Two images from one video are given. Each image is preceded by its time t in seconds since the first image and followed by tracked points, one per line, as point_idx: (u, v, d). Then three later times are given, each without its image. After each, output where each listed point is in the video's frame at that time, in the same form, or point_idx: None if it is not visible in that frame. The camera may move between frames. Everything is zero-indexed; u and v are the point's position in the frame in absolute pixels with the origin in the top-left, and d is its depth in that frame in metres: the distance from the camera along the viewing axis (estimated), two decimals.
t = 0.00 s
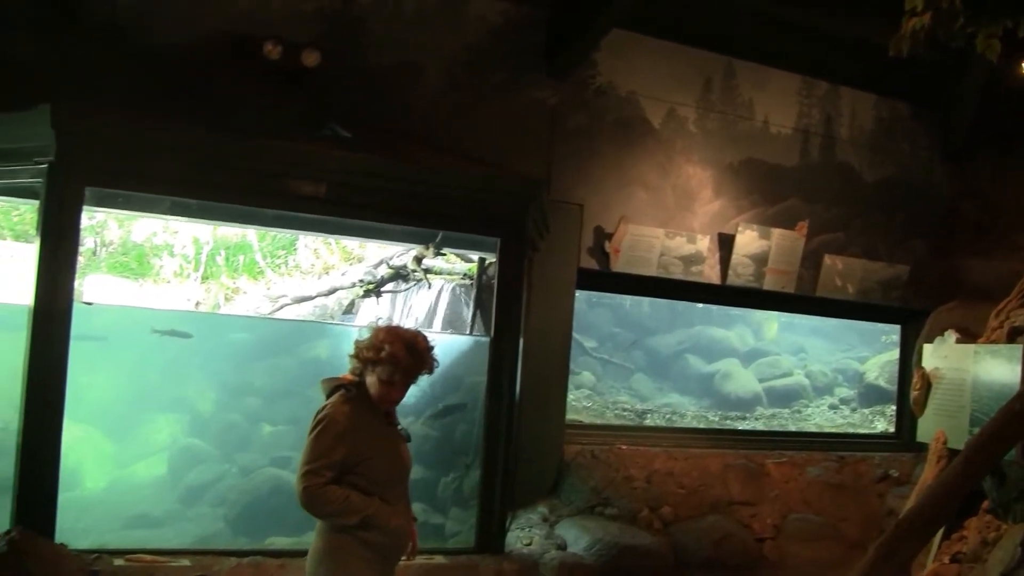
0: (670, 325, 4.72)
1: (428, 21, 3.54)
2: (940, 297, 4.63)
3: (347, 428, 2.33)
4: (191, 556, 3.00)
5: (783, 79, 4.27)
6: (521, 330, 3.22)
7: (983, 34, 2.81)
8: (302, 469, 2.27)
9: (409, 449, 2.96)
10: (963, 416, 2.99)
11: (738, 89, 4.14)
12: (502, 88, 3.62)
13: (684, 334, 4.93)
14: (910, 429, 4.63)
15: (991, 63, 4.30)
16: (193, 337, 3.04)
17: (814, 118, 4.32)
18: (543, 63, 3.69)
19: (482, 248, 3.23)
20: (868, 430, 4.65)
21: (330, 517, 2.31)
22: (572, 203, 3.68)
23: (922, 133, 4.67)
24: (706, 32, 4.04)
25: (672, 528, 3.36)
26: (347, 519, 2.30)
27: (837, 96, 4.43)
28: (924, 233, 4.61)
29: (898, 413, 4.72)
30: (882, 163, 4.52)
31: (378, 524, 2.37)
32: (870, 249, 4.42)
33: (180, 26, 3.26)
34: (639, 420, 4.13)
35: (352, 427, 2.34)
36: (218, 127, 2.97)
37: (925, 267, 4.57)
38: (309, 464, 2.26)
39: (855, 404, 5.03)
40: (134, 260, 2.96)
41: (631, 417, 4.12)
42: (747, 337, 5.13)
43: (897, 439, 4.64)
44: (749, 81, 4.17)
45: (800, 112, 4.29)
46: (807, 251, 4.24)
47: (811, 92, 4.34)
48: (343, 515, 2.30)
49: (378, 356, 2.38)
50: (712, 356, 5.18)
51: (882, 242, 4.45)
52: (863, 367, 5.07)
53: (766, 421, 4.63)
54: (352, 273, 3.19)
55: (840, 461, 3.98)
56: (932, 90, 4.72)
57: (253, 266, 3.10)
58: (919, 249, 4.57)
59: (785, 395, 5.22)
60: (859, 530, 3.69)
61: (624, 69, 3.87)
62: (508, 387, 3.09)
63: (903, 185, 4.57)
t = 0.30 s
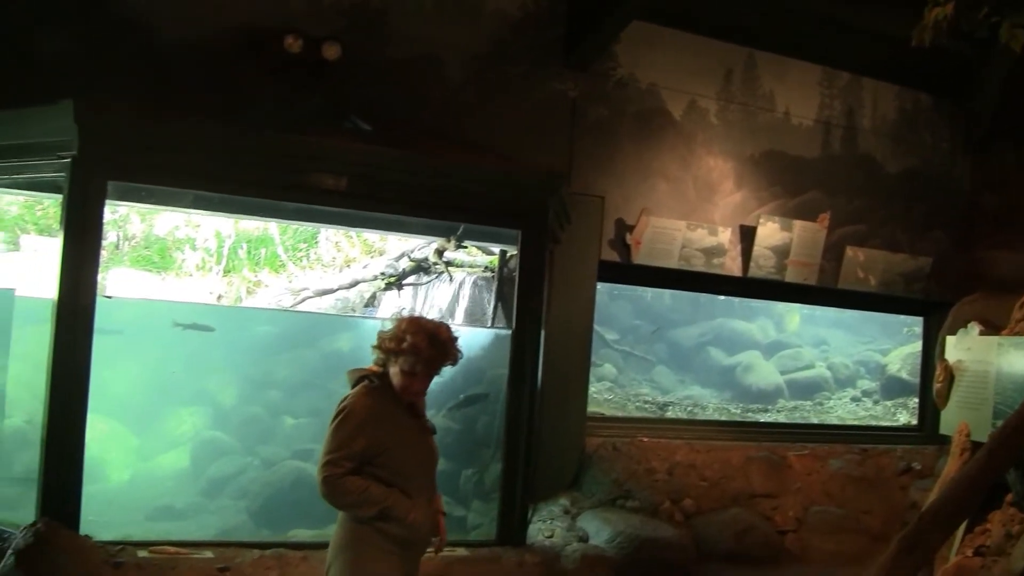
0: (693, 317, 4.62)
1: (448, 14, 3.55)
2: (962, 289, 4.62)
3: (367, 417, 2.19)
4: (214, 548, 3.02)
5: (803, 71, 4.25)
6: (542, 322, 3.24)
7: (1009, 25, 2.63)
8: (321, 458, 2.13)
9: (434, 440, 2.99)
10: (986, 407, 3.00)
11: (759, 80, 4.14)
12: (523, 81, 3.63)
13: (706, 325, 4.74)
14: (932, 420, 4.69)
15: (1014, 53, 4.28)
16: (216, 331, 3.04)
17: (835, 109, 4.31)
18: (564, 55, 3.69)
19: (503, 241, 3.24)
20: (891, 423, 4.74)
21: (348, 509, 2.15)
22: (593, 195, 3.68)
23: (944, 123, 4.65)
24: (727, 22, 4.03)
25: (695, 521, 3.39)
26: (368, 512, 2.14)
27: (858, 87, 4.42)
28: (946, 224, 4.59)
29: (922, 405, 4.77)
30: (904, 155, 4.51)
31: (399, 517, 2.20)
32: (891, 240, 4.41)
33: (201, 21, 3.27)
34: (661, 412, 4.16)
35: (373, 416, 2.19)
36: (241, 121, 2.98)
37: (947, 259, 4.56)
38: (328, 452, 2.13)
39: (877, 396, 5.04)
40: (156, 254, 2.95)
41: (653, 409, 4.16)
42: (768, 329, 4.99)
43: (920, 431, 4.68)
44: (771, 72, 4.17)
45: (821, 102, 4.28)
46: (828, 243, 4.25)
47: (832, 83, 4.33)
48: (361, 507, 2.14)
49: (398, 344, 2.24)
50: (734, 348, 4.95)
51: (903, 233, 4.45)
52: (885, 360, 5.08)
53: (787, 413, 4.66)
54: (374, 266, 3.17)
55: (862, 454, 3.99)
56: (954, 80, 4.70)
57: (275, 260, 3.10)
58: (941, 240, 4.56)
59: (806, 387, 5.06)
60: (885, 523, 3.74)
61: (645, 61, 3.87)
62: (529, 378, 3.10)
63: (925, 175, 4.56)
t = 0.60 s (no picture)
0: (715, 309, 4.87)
1: (470, 6, 3.55)
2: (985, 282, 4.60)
3: (388, 409, 2.09)
4: (240, 540, 3.00)
5: (825, 62, 4.24)
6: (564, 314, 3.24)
7: None
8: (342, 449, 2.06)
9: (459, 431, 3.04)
10: (1014, 399, 3.16)
11: (782, 71, 4.13)
12: (545, 72, 3.63)
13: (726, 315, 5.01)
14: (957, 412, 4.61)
15: None
16: (238, 324, 3.11)
17: (858, 100, 4.30)
18: (585, 48, 3.69)
19: (525, 234, 3.25)
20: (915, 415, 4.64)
21: (367, 502, 2.06)
22: (615, 187, 3.68)
23: (967, 114, 4.64)
24: (749, 13, 4.02)
25: (717, 513, 3.40)
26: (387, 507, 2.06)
27: (881, 79, 4.41)
28: (970, 216, 4.58)
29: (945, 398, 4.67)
30: (928, 146, 4.50)
31: (419, 512, 2.10)
32: (915, 232, 4.40)
33: (224, 14, 3.28)
34: (683, 404, 4.14)
35: (394, 409, 2.09)
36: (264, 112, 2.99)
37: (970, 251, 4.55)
38: (348, 445, 2.05)
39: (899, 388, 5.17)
40: (179, 248, 2.95)
41: (675, 402, 4.17)
42: (791, 322, 5.40)
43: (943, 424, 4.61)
44: (793, 63, 4.16)
45: (844, 93, 4.28)
46: (851, 235, 4.24)
47: (855, 74, 4.33)
48: (380, 501, 2.05)
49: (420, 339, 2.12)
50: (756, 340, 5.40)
51: (927, 225, 4.44)
52: (908, 352, 5.16)
53: (810, 406, 4.62)
54: (396, 259, 3.17)
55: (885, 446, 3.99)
56: (978, 71, 4.68)
57: (297, 253, 3.10)
58: (965, 232, 4.55)
59: (830, 378, 5.31)
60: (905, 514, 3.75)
61: (668, 52, 3.86)
62: (552, 369, 3.11)
63: (950, 167, 4.54)
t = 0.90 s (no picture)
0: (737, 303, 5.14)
1: None
2: (1008, 274, 4.60)
3: (407, 403, 1.96)
4: (262, 532, 3.03)
5: (846, 54, 4.24)
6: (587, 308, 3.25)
7: None
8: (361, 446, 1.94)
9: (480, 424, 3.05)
10: None
11: (803, 63, 4.13)
12: (566, 65, 3.63)
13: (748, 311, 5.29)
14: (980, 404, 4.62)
15: None
16: (261, 317, 3.08)
17: (880, 91, 4.30)
18: (605, 41, 3.69)
19: (546, 226, 3.26)
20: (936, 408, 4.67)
21: (386, 499, 1.94)
22: (638, 180, 3.69)
23: (989, 106, 4.63)
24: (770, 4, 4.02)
25: (739, 507, 3.43)
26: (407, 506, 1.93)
27: (903, 70, 4.41)
28: (994, 208, 4.57)
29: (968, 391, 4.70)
30: (951, 137, 4.49)
31: (440, 510, 1.97)
32: (938, 224, 4.40)
33: (247, 9, 3.30)
34: (705, 397, 4.11)
35: (413, 404, 1.96)
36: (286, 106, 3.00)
37: (993, 243, 4.54)
38: (367, 442, 1.93)
39: (923, 380, 5.27)
40: (202, 241, 2.98)
41: (696, 395, 4.12)
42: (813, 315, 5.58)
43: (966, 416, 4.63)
44: (815, 55, 4.16)
45: (866, 85, 4.28)
46: (873, 226, 4.22)
47: (878, 66, 4.33)
48: (400, 498, 1.92)
49: (439, 333, 1.99)
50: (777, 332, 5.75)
51: (951, 217, 4.43)
52: (931, 344, 5.28)
53: (833, 400, 4.52)
54: (418, 252, 3.22)
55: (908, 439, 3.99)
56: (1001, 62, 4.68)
57: (319, 246, 3.13)
58: (989, 224, 4.54)
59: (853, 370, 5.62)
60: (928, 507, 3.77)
61: (689, 45, 3.87)
62: (574, 362, 3.14)
63: (973, 158, 4.53)
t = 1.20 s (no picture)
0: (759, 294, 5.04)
1: None
2: None
3: (423, 400, 1.94)
4: (285, 524, 3.08)
5: (868, 46, 4.24)
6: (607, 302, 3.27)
7: None
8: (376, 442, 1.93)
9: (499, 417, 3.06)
10: None
11: (825, 55, 4.12)
12: (587, 56, 3.63)
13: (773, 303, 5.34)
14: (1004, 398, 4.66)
15: None
16: (284, 310, 3.05)
17: (902, 83, 4.30)
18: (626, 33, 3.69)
19: (567, 218, 3.28)
20: (961, 400, 4.69)
21: (401, 496, 1.92)
22: (660, 172, 3.70)
23: (1012, 96, 4.63)
24: None
25: (761, 499, 3.43)
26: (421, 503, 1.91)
27: (926, 61, 4.40)
28: (1017, 199, 4.56)
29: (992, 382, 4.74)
30: (974, 128, 4.49)
31: (455, 509, 1.95)
32: (961, 217, 4.40)
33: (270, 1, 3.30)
34: (727, 390, 4.15)
35: (429, 401, 1.94)
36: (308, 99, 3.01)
37: (1016, 235, 4.54)
38: (382, 438, 1.92)
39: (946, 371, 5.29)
40: (225, 234, 2.98)
41: (718, 386, 4.17)
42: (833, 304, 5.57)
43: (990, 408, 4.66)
44: (837, 46, 4.15)
45: (889, 77, 4.28)
46: (896, 218, 4.23)
47: (900, 56, 4.33)
48: (414, 496, 1.91)
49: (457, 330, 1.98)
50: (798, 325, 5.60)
51: (974, 209, 4.43)
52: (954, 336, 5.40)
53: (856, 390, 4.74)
54: (439, 244, 3.26)
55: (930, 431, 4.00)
56: None
57: (340, 239, 3.16)
58: (1013, 216, 4.54)
59: (875, 363, 5.53)
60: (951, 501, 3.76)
61: (712, 36, 3.87)
62: (595, 354, 3.15)
63: (997, 149, 4.53)
